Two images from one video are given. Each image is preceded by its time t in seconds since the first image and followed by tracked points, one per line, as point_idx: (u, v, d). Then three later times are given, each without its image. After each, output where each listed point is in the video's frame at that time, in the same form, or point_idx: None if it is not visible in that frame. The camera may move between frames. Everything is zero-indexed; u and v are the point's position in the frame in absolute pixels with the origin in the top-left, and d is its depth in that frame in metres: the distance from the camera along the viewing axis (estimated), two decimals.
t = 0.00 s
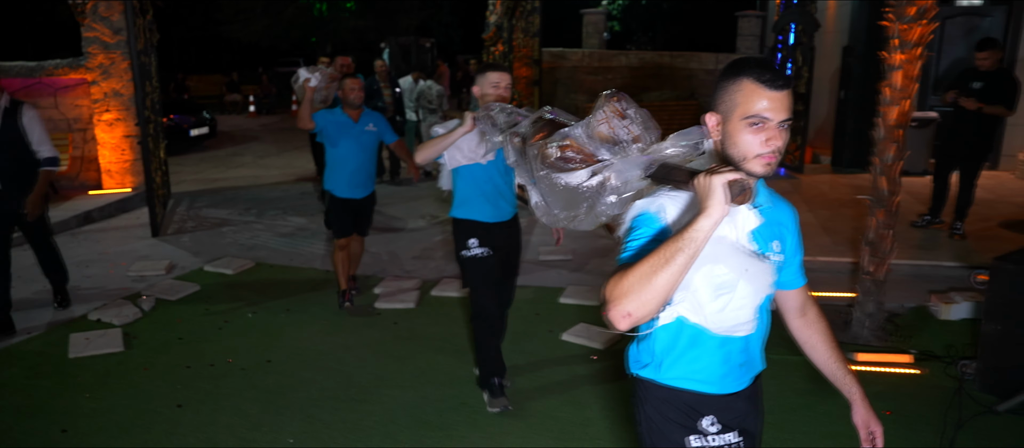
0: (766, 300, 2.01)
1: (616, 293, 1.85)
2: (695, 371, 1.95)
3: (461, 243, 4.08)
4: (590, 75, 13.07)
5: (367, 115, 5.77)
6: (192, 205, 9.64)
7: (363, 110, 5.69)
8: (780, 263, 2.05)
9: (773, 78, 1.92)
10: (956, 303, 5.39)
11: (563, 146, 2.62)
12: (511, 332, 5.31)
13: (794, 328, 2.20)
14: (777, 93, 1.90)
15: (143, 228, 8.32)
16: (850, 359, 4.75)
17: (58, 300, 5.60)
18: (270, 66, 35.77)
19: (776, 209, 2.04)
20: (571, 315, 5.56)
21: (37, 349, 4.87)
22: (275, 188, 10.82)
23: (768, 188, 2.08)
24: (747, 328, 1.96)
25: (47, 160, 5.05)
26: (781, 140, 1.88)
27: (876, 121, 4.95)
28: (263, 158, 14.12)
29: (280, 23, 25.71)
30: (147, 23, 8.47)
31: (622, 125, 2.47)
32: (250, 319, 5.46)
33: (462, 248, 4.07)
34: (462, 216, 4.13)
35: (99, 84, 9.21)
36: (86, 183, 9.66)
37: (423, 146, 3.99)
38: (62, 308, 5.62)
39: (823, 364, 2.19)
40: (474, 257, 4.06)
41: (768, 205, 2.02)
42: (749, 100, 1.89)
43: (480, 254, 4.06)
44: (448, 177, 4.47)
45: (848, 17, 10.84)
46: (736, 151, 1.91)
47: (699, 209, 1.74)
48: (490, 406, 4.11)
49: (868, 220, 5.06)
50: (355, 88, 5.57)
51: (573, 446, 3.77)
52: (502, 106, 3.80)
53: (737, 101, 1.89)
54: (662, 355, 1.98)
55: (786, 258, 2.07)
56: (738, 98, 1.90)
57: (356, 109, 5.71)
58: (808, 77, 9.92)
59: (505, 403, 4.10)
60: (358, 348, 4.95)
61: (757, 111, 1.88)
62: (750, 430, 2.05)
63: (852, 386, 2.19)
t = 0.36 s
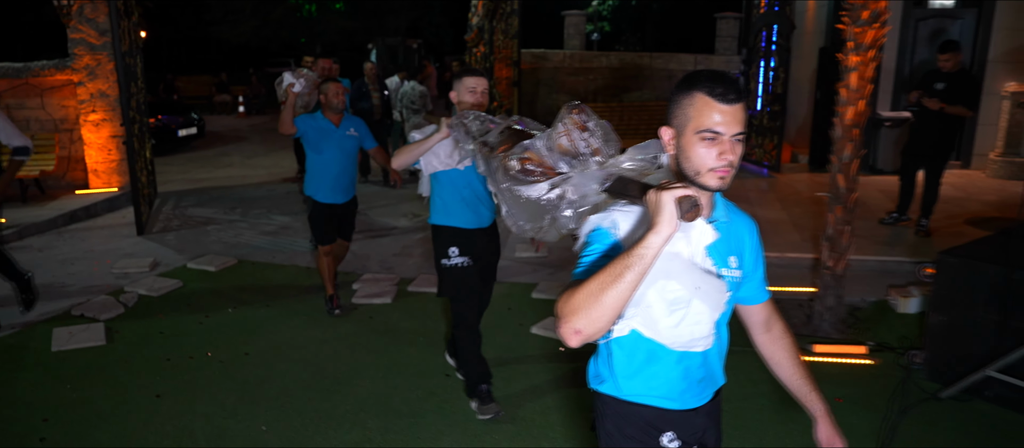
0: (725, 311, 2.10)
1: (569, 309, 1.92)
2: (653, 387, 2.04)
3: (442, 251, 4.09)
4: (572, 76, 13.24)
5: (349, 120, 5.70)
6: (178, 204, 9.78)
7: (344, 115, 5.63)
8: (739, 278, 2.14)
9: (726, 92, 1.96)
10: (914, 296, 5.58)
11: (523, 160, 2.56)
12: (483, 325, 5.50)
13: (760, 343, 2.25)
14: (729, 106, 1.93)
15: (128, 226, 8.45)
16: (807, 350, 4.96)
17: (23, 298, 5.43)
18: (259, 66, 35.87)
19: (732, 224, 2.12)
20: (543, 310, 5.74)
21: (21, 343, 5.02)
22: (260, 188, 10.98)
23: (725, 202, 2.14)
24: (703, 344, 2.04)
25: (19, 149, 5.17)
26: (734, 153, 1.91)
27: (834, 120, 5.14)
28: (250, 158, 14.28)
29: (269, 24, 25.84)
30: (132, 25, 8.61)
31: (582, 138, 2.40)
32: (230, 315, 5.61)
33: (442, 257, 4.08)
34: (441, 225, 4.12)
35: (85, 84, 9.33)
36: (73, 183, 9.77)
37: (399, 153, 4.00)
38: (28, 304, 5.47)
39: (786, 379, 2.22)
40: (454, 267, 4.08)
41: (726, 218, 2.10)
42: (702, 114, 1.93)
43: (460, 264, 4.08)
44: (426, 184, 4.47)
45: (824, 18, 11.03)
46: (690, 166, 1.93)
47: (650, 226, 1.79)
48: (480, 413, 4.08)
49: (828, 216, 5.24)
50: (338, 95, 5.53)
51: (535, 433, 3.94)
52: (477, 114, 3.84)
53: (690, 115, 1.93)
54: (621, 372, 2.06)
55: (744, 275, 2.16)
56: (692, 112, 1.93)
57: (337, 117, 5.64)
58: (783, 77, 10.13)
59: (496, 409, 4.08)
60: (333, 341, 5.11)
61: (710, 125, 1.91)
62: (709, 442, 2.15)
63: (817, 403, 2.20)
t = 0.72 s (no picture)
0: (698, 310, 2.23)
1: (543, 296, 1.99)
2: (623, 379, 2.12)
3: (428, 251, 4.22)
4: (561, 76, 13.46)
5: (343, 121, 5.83)
6: (173, 202, 9.95)
7: (338, 116, 5.76)
8: (715, 271, 2.26)
9: (702, 84, 2.09)
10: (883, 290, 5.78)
11: (501, 151, 2.69)
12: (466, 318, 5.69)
13: (720, 338, 2.43)
14: (708, 98, 2.07)
15: (123, 223, 8.61)
16: (776, 341, 5.15)
17: None
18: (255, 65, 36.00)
19: (710, 218, 2.26)
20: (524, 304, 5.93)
21: (18, 334, 5.19)
22: (254, 186, 11.15)
23: (703, 196, 2.28)
24: (676, 335, 2.13)
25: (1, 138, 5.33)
26: (712, 144, 2.05)
27: (805, 120, 5.32)
28: (245, 157, 14.45)
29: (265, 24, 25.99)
30: (127, 26, 8.77)
31: (560, 131, 2.54)
32: (221, 308, 5.79)
33: (427, 256, 4.22)
34: (430, 223, 4.27)
35: (81, 84, 9.52)
36: (69, 181, 9.93)
37: (388, 152, 4.16)
38: None
39: (740, 375, 2.42)
40: (439, 267, 4.22)
41: (703, 212, 2.24)
42: (683, 105, 2.05)
43: (445, 264, 4.21)
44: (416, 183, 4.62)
45: (810, 20, 11.20)
46: (670, 156, 2.07)
47: (621, 213, 1.87)
48: (460, 404, 4.23)
49: (799, 212, 5.43)
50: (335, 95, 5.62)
51: (511, 420, 4.13)
52: (463, 111, 3.92)
53: (670, 108, 2.06)
54: (593, 363, 2.14)
55: (720, 268, 2.28)
56: (671, 104, 2.06)
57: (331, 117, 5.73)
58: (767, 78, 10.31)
59: (476, 401, 4.22)
60: (321, 333, 5.28)
61: (690, 116, 2.04)
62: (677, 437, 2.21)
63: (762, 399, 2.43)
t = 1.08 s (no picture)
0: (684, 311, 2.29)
1: (526, 294, 2.00)
2: (606, 376, 2.16)
3: (418, 249, 4.25)
4: (553, 76, 13.66)
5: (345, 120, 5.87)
6: (170, 199, 10.14)
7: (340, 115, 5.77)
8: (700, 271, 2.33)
9: (690, 86, 2.12)
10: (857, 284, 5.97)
11: (490, 149, 2.62)
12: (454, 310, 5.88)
13: (695, 335, 2.53)
14: (697, 101, 2.10)
15: (121, 219, 8.79)
16: (752, 332, 5.33)
17: None
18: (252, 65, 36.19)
19: (697, 220, 2.32)
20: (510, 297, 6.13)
21: (19, 324, 5.37)
22: (250, 184, 11.33)
23: (690, 198, 2.34)
24: (659, 335, 2.17)
25: None
26: (700, 146, 2.09)
27: (780, 118, 5.47)
28: (241, 156, 14.64)
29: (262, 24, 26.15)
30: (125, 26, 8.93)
31: (548, 129, 2.53)
32: (216, 300, 5.97)
33: (418, 254, 4.24)
34: (422, 220, 4.29)
35: (80, 83, 9.71)
36: (68, 178, 10.11)
37: (381, 148, 4.17)
38: None
39: (706, 369, 2.55)
40: (430, 264, 4.24)
41: (690, 213, 2.30)
42: (672, 108, 2.08)
43: (436, 261, 4.24)
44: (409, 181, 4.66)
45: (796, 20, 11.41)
46: (659, 158, 2.11)
47: (605, 212, 1.87)
48: (444, 390, 4.41)
49: (775, 208, 5.61)
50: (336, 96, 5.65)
51: (492, 404, 4.32)
52: (455, 108, 3.92)
53: (660, 110, 2.09)
54: (577, 359, 2.18)
55: (705, 268, 2.33)
56: (661, 107, 2.09)
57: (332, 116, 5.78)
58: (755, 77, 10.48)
59: (458, 388, 4.39)
60: (312, 323, 5.47)
61: (679, 118, 2.07)
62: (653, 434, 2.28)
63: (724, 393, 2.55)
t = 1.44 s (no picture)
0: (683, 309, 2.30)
1: (520, 293, 2.06)
2: (605, 378, 2.16)
3: (415, 247, 4.33)
4: (549, 76, 13.86)
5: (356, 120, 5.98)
6: (172, 195, 10.35)
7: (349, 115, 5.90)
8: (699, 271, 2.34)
9: (684, 91, 2.18)
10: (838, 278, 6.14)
11: (488, 152, 2.67)
12: (445, 303, 6.07)
13: (700, 339, 2.52)
14: (691, 104, 2.16)
15: (125, 215, 9.00)
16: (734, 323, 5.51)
17: None
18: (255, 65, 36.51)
19: (695, 221, 2.35)
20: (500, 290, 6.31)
21: (26, 313, 5.57)
22: (251, 181, 11.54)
23: (686, 200, 2.35)
24: (658, 337, 2.16)
25: None
26: (694, 149, 2.15)
27: (762, 115, 5.66)
28: (242, 154, 14.88)
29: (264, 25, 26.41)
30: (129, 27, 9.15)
31: (546, 132, 2.53)
32: (216, 292, 6.17)
33: (414, 253, 4.32)
34: (421, 220, 4.35)
35: (85, 82, 9.90)
36: (73, 175, 10.30)
37: (379, 148, 4.20)
38: None
39: (716, 373, 2.52)
40: (426, 263, 4.31)
41: (685, 215, 2.32)
42: (666, 111, 2.15)
43: (432, 260, 4.30)
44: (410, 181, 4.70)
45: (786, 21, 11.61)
46: (653, 160, 2.17)
47: (599, 214, 1.92)
48: (431, 376, 4.58)
49: (758, 202, 5.75)
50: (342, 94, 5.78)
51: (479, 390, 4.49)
52: (455, 110, 3.96)
53: (654, 113, 2.15)
54: (577, 362, 2.19)
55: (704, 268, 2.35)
56: (655, 109, 2.16)
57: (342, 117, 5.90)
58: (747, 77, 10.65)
59: (446, 374, 4.56)
60: (308, 314, 5.66)
61: (673, 121, 2.14)
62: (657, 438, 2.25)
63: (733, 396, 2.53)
